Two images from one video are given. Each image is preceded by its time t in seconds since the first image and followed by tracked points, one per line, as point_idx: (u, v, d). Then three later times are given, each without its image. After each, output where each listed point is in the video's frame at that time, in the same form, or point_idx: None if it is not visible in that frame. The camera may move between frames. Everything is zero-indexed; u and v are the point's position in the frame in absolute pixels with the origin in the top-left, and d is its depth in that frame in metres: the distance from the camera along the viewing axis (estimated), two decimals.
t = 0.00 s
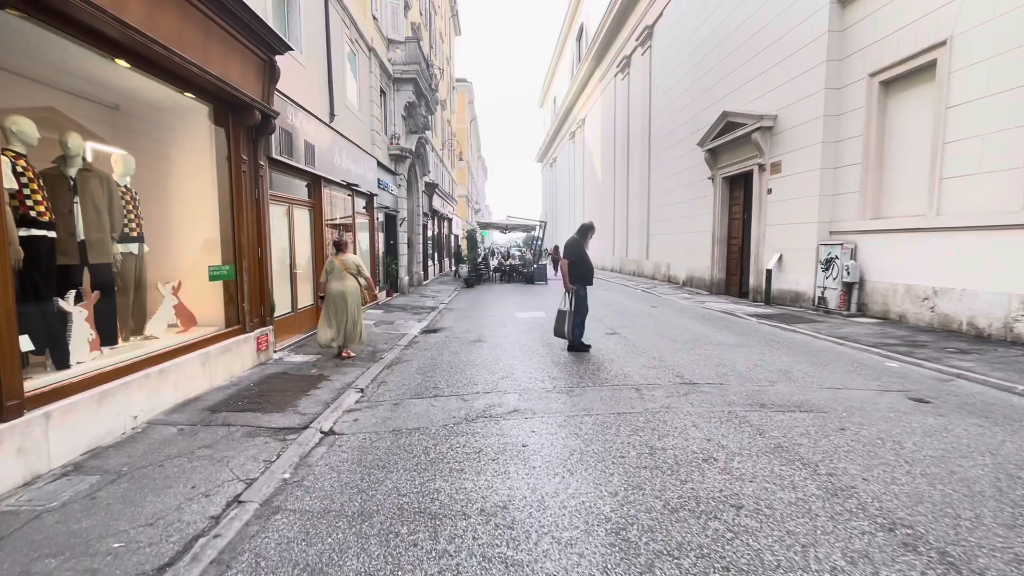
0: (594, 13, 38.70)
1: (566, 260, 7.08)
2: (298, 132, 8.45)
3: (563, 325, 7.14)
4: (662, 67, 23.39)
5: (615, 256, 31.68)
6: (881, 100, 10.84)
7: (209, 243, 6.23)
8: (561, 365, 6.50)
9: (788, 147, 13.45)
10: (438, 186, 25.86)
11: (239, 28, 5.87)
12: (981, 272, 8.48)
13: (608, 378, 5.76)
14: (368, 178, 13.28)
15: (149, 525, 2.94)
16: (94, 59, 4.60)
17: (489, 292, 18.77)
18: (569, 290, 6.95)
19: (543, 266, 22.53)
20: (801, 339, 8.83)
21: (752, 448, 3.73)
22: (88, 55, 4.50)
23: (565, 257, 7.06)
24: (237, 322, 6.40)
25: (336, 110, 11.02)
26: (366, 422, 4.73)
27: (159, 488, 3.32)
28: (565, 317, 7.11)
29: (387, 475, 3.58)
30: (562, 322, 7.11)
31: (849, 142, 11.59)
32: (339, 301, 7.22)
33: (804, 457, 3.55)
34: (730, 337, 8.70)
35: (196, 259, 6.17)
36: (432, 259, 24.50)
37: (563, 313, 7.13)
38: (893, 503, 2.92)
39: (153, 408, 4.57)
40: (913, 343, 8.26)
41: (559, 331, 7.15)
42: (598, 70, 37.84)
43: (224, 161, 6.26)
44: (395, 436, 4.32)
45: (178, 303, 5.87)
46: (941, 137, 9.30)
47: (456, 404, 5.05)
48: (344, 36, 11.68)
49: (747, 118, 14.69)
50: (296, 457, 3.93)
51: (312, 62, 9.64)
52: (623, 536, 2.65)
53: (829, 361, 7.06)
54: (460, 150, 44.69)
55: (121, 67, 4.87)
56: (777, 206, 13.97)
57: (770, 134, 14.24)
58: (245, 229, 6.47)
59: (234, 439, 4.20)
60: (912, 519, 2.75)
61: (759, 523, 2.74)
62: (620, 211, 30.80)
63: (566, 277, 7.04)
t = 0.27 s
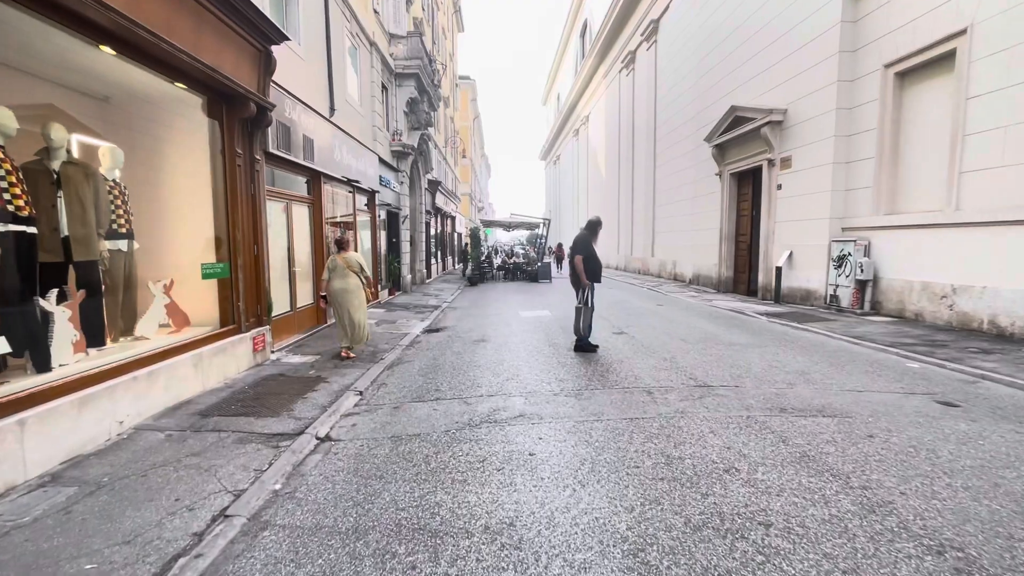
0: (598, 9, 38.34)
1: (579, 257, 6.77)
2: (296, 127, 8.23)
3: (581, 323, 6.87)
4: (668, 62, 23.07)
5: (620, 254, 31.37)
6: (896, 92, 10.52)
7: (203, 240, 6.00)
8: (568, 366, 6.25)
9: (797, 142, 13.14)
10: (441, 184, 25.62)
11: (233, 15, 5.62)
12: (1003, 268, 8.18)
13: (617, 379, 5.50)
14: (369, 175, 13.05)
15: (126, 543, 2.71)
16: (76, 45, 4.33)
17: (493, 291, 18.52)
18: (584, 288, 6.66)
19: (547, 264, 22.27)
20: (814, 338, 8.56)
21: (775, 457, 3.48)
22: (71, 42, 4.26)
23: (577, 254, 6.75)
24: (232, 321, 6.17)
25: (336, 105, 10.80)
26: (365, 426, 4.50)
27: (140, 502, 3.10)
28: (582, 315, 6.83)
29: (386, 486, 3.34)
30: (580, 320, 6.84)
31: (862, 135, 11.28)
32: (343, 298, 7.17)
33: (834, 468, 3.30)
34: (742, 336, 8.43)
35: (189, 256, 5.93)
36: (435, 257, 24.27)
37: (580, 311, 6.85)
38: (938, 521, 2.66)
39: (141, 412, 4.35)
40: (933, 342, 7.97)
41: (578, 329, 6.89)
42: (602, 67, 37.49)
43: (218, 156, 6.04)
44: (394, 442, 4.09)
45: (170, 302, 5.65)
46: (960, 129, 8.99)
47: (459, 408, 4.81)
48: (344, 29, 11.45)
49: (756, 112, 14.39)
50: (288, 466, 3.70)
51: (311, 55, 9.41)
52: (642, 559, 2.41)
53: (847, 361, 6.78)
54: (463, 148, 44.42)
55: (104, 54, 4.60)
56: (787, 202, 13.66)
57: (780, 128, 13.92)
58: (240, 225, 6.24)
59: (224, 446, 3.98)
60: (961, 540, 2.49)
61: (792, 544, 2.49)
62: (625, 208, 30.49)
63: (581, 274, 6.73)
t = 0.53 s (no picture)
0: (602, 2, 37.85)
1: (595, 257, 6.40)
2: (293, 121, 7.95)
3: (605, 326, 6.51)
4: (674, 55, 22.65)
5: (625, 251, 31.00)
6: (914, 82, 10.15)
7: (193, 239, 5.73)
8: (576, 369, 5.97)
9: (809, 135, 12.77)
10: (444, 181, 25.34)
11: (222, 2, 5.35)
12: None
13: (629, 385, 5.22)
14: (370, 171, 12.78)
15: (93, 575, 2.46)
16: (51, 32, 4.06)
17: (496, 289, 18.24)
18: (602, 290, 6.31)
19: (551, 261, 21.96)
20: (831, 339, 8.25)
21: (805, 474, 3.18)
22: (47, 29, 3.99)
23: (592, 254, 6.39)
24: (224, 324, 5.91)
25: (336, 99, 10.52)
26: (361, 437, 4.24)
27: (114, 525, 2.85)
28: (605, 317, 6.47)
29: (381, 506, 3.08)
30: (603, 323, 6.48)
31: (878, 128, 10.91)
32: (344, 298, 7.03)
33: (871, 488, 3.00)
34: (756, 337, 8.11)
35: (178, 256, 5.66)
36: (438, 255, 24.00)
37: (602, 313, 6.49)
38: (998, 554, 2.36)
39: (123, 423, 4.09)
40: (956, 343, 7.64)
41: (602, 333, 6.53)
42: (606, 61, 37.02)
43: (209, 151, 5.76)
44: (392, 455, 3.83)
45: (158, 304, 5.39)
46: (982, 120, 8.63)
47: (461, 417, 4.53)
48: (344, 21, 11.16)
49: (766, 105, 14.01)
50: (277, 483, 3.43)
51: (309, 47, 9.14)
52: None
53: (868, 364, 6.46)
54: (466, 144, 44.07)
55: (83, 42, 4.34)
56: (798, 197, 13.29)
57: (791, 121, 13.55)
58: (232, 223, 5.98)
59: (210, 460, 3.72)
60: None
61: None
62: (630, 205, 30.11)
63: (598, 275, 6.36)
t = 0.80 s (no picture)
0: None
1: (609, 256, 6.22)
2: (293, 118, 7.78)
3: (624, 326, 6.29)
4: (679, 52, 22.39)
5: (630, 249, 30.74)
6: (929, 75, 9.90)
7: (190, 239, 5.56)
8: (584, 372, 5.77)
9: (819, 131, 12.52)
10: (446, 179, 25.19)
11: None
12: None
13: (640, 389, 5.02)
14: (373, 169, 12.61)
15: None
16: (38, 21, 3.88)
17: (500, 288, 18.05)
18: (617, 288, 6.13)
19: (555, 261, 21.76)
20: (845, 339, 8.03)
21: (834, 487, 2.98)
22: (34, 18, 3.81)
23: (606, 253, 6.21)
24: (222, 326, 5.73)
25: (337, 95, 10.34)
26: (362, 445, 4.05)
27: (98, 544, 2.67)
28: (623, 317, 6.26)
29: (383, 521, 2.89)
30: (621, 323, 6.26)
31: (891, 123, 10.66)
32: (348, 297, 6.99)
33: (908, 504, 2.79)
34: (768, 338, 7.89)
35: (174, 255, 5.48)
36: (441, 254, 23.83)
37: (619, 313, 6.28)
38: None
39: (114, 430, 3.93)
40: (976, 344, 7.40)
41: (621, 333, 6.31)
42: (610, 59, 36.76)
43: (205, 146, 5.57)
44: (394, 465, 3.64)
45: (152, 305, 5.22)
46: (1002, 114, 8.38)
47: (466, 423, 4.34)
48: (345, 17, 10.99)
49: (775, 101, 13.76)
50: (272, 495, 3.25)
51: (309, 42, 8.96)
52: None
53: (888, 366, 6.23)
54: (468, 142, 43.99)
55: (72, 33, 4.17)
56: (808, 194, 13.05)
57: (800, 117, 13.29)
58: (230, 222, 5.80)
59: (203, 470, 3.54)
60: None
61: None
62: (634, 203, 29.86)
63: (611, 275, 6.20)
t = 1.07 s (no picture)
0: None
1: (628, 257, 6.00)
2: (292, 115, 7.54)
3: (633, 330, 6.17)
4: (684, 51, 22.13)
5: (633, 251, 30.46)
6: (945, 71, 9.64)
7: (184, 240, 5.32)
8: (596, 378, 5.51)
9: (831, 129, 12.26)
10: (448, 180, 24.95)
11: None
12: None
13: (657, 397, 4.75)
14: (374, 169, 12.36)
15: None
16: (18, 7, 3.64)
17: (504, 291, 17.79)
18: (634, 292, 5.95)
19: (559, 262, 21.51)
20: (863, 343, 7.75)
21: (884, 511, 2.70)
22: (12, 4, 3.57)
23: (625, 254, 5.97)
24: (218, 331, 5.47)
25: (337, 93, 10.10)
26: (363, 459, 3.79)
27: None
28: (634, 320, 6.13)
29: (388, 548, 2.63)
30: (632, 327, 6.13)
31: (906, 120, 10.38)
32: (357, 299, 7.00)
33: (969, 529, 2.52)
34: (784, 341, 7.62)
35: (165, 256, 5.24)
36: (443, 256, 23.56)
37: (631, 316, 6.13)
38: None
39: (99, 444, 3.67)
40: (1001, 347, 7.12)
41: (629, 337, 6.18)
42: (612, 59, 36.54)
43: (198, 141, 5.33)
44: (398, 482, 3.38)
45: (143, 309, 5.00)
46: None
47: (475, 434, 4.08)
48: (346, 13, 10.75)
49: (783, 98, 13.49)
50: (266, 518, 2.98)
51: (309, 38, 8.72)
52: None
53: (913, 371, 5.95)
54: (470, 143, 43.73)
55: (56, 21, 3.93)
56: (819, 193, 12.77)
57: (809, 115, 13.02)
58: (227, 222, 5.56)
59: (192, 488, 3.28)
60: None
61: None
62: (638, 204, 29.59)
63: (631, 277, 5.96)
